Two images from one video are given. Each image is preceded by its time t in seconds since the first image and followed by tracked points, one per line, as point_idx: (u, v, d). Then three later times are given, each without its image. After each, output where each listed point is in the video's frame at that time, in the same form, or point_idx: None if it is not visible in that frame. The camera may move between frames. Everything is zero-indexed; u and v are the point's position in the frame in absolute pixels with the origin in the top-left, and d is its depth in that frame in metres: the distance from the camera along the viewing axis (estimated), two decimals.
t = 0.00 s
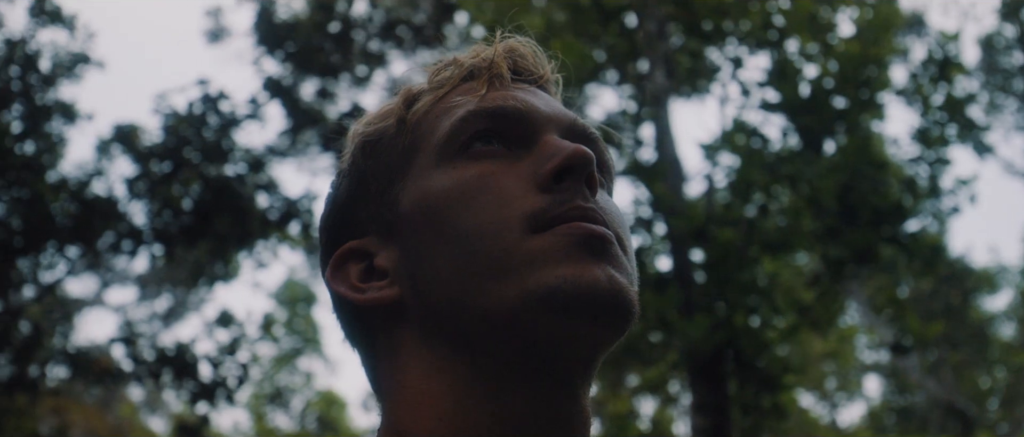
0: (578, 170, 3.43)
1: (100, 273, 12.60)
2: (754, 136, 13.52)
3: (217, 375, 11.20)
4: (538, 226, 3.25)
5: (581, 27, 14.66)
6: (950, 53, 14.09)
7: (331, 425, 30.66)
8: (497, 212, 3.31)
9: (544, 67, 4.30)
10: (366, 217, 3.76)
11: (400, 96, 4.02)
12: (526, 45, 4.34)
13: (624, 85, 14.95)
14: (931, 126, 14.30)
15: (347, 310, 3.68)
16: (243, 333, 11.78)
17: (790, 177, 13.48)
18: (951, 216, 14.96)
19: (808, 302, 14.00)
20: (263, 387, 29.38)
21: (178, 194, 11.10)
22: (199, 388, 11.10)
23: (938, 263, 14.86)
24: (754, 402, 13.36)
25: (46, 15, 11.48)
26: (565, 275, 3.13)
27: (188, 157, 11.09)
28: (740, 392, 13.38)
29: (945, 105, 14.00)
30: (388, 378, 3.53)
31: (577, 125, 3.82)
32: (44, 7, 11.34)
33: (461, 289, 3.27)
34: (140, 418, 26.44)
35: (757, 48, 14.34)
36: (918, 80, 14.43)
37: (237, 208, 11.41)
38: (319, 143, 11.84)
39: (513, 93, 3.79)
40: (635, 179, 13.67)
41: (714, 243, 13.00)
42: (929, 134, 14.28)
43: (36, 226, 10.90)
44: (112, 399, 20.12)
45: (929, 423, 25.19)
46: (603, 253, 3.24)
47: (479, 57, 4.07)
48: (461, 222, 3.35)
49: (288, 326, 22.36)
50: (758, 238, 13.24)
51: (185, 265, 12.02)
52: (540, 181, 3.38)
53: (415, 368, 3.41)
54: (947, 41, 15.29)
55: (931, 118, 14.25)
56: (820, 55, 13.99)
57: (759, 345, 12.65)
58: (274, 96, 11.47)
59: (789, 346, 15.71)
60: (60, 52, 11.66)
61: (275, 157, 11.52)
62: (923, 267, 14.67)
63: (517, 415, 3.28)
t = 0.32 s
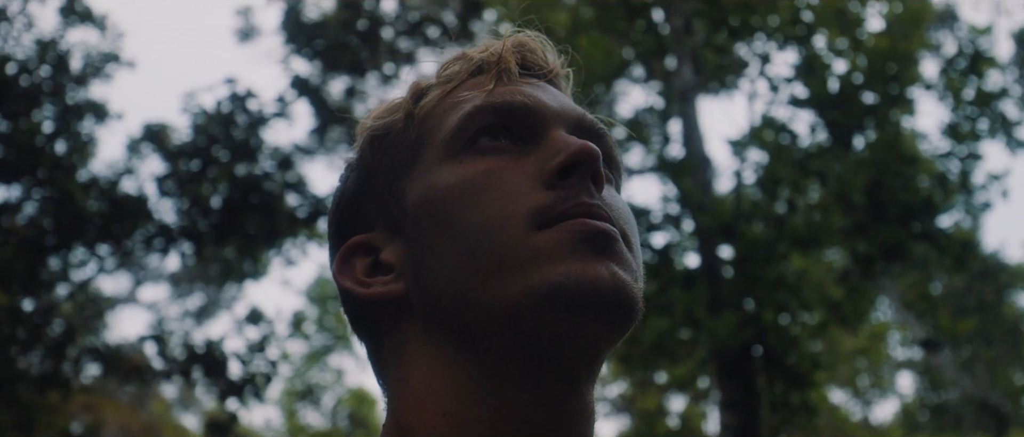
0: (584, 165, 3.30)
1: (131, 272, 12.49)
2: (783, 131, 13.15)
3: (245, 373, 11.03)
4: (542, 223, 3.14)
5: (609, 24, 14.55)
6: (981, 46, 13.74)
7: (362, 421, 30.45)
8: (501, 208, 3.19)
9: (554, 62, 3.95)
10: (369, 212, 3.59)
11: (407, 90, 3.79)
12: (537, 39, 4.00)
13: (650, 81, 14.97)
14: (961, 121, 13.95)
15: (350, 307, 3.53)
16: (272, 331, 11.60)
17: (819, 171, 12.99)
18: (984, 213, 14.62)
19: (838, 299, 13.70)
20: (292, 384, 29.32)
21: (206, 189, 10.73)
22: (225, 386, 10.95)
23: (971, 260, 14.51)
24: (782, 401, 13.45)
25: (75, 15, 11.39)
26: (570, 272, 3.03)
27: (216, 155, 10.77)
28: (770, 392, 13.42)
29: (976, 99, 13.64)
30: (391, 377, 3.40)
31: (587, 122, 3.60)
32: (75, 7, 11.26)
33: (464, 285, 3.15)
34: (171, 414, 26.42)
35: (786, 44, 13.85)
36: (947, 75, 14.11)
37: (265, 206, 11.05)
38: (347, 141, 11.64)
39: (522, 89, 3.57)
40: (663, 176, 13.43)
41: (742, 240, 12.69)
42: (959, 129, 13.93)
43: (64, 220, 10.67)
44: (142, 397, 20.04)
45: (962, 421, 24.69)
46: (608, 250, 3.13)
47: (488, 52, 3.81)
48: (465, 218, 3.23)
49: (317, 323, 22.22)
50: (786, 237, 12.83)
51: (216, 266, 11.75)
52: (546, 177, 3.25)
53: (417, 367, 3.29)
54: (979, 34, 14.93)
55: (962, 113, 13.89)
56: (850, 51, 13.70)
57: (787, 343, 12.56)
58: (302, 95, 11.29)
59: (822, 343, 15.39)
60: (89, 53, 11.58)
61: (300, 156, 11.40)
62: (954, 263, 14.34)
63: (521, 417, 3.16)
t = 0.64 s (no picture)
0: (590, 163, 3.27)
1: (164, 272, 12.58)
2: (813, 128, 13.09)
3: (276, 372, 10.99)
4: (546, 222, 3.14)
5: (636, 22, 14.49)
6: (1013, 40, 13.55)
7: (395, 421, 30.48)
8: (505, 207, 3.19)
9: (564, 58, 3.91)
10: (376, 209, 3.58)
11: (414, 86, 3.76)
12: (545, 35, 3.97)
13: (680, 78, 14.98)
14: (993, 115, 13.76)
15: (357, 304, 3.53)
16: (303, 331, 11.59)
17: (848, 168, 12.96)
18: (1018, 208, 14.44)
19: (870, 296, 13.56)
20: (326, 383, 29.30)
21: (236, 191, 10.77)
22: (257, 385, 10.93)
23: (1005, 255, 14.31)
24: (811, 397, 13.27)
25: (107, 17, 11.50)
26: (573, 271, 3.03)
27: (245, 155, 10.67)
28: (801, 389, 13.29)
29: (1008, 94, 13.45)
30: (397, 373, 3.41)
31: (594, 118, 3.57)
32: (105, 10, 11.35)
33: (468, 284, 3.16)
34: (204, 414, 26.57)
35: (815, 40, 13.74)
36: (979, 69, 13.93)
37: (294, 206, 11.01)
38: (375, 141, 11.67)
39: (529, 86, 3.54)
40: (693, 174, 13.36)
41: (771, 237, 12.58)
42: (991, 123, 13.75)
43: (94, 221, 10.74)
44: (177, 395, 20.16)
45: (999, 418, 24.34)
46: (612, 249, 3.13)
47: (495, 48, 3.77)
48: (469, 216, 3.22)
49: (349, 322, 22.25)
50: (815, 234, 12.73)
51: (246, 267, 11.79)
52: (551, 175, 3.24)
53: (423, 364, 3.30)
54: (1013, 27, 14.71)
55: (994, 107, 13.71)
56: (879, 45, 13.55)
57: (818, 338, 12.52)
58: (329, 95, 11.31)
59: (854, 340, 15.23)
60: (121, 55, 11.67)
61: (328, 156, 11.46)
62: (988, 259, 14.14)
63: (525, 413, 3.18)
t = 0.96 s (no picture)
0: (591, 163, 3.27)
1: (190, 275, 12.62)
2: (837, 126, 12.99)
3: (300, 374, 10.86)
4: (546, 222, 3.14)
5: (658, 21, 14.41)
6: None
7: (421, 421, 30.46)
8: (505, 207, 3.19)
9: (567, 58, 3.91)
10: (380, 209, 3.59)
11: (417, 87, 3.76)
12: (547, 35, 3.97)
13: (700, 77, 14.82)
14: (1019, 112, 13.64)
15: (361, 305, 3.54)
16: (328, 332, 11.59)
17: (872, 166, 12.84)
18: None
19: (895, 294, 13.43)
20: (351, 385, 29.19)
21: (259, 192, 10.23)
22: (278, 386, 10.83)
23: None
24: (839, 397, 12.81)
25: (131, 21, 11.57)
26: (573, 271, 3.04)
27: (269, 158, 10.19)
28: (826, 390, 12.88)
29: None
30: (400, 374, 3.42)
31: (596, 118, 3.57)
32: (130, 15, 11.43)
33: (468, 283, 3.17)
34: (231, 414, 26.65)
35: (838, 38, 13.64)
36: (1005, 66, 13.82)
37: (317, 208, 10.45)
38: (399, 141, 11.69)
39: (531, 86, 3.54)
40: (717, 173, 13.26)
41: (795, 236, 12.45)
42: (1017, 120, 13.62)
43: (116, 222, 10.57)
44: (201, 396, 20.16)
45: None
46: (612, 248, 3.13)
47: (498, 48, 3.77)
48: (470, 216, 3.23)
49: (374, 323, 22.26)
50: (839, 233, 12.59)
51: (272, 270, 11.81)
52: (551, 174, 3.24)
53: (425, 365, 3.31)
54: None
55: (1020, 104, 13.59)
56: (903, 43, 13.44)
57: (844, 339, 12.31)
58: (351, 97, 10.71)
59: (880, 339, 15.09)
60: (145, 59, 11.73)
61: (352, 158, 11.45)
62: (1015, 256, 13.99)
63: (526, 413, 3.19)
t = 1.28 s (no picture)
0: (590, 162, 3.27)
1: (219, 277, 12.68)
2: (863, 122, 12.74)
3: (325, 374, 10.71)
4: (545, 221, 3.15)
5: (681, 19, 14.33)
6: None
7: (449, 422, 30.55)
8: (504, 206, 3.20)
9: (568, 58, 3.91)
10: (382, 211, 3.61)
11: (418, 89, 3.78)
12: (548, 35, 3.97)
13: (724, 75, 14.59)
14: None
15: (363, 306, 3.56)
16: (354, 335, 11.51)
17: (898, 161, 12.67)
18: None
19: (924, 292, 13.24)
20: (380, 385, 29.35)
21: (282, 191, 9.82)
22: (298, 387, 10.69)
23: None
24: (868, 395, 12.40)
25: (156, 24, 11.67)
26: (571, 269, 3.04)
27: (293, 161, 10.00)
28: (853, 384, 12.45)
29: None
30: (404, 374, 3.43)
31: (597, 117, 3.57)
32: (155, 20, 11.52)
33: (469, 284, 3.18)
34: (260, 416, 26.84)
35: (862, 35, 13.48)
36: None
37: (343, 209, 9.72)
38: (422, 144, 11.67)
39: (531, 85, 3.55)
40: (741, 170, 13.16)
41: (818, 233, 12.18)
42: None
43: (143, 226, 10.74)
44: (230, 399, 20.19)
45: None
46: (611, 246, 3.13)
47: (499, 48, 3.77)
48: (469, 216, 3.24)
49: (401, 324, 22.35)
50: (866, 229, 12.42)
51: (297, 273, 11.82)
52: (550, 174, 3.24)
53: (427, 365, 3.32)
54: None
55: None
56: (929, 38, 13.31)
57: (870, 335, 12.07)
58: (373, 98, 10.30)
59: (910, 337, 14.91)
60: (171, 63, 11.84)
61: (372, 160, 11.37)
62: None
63: (527, 411, 3.20)
